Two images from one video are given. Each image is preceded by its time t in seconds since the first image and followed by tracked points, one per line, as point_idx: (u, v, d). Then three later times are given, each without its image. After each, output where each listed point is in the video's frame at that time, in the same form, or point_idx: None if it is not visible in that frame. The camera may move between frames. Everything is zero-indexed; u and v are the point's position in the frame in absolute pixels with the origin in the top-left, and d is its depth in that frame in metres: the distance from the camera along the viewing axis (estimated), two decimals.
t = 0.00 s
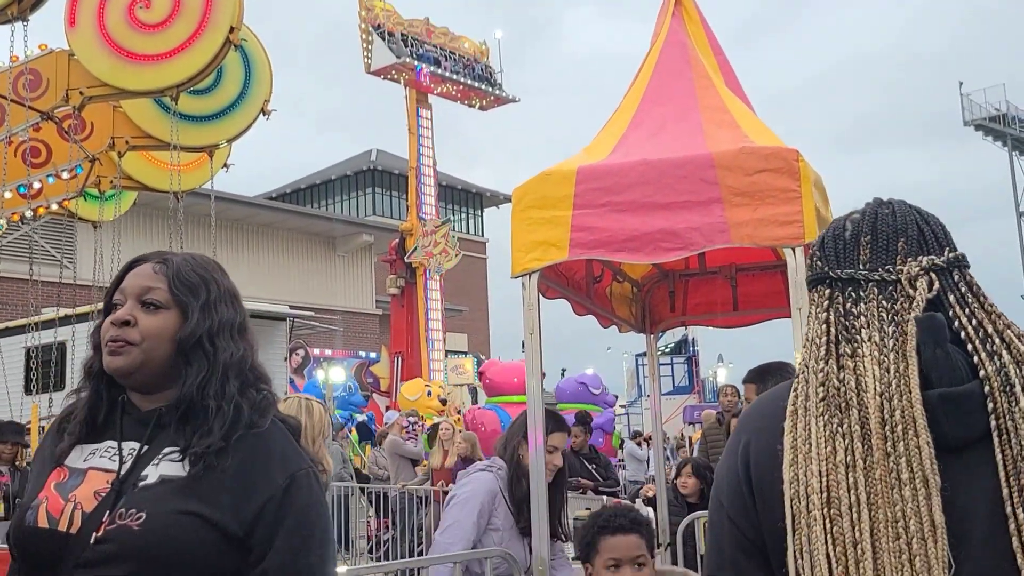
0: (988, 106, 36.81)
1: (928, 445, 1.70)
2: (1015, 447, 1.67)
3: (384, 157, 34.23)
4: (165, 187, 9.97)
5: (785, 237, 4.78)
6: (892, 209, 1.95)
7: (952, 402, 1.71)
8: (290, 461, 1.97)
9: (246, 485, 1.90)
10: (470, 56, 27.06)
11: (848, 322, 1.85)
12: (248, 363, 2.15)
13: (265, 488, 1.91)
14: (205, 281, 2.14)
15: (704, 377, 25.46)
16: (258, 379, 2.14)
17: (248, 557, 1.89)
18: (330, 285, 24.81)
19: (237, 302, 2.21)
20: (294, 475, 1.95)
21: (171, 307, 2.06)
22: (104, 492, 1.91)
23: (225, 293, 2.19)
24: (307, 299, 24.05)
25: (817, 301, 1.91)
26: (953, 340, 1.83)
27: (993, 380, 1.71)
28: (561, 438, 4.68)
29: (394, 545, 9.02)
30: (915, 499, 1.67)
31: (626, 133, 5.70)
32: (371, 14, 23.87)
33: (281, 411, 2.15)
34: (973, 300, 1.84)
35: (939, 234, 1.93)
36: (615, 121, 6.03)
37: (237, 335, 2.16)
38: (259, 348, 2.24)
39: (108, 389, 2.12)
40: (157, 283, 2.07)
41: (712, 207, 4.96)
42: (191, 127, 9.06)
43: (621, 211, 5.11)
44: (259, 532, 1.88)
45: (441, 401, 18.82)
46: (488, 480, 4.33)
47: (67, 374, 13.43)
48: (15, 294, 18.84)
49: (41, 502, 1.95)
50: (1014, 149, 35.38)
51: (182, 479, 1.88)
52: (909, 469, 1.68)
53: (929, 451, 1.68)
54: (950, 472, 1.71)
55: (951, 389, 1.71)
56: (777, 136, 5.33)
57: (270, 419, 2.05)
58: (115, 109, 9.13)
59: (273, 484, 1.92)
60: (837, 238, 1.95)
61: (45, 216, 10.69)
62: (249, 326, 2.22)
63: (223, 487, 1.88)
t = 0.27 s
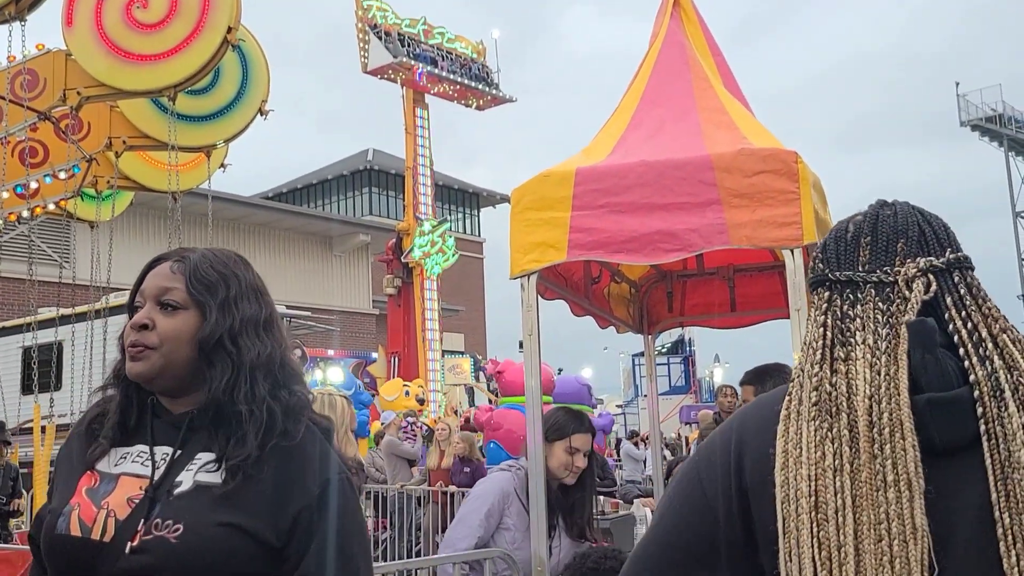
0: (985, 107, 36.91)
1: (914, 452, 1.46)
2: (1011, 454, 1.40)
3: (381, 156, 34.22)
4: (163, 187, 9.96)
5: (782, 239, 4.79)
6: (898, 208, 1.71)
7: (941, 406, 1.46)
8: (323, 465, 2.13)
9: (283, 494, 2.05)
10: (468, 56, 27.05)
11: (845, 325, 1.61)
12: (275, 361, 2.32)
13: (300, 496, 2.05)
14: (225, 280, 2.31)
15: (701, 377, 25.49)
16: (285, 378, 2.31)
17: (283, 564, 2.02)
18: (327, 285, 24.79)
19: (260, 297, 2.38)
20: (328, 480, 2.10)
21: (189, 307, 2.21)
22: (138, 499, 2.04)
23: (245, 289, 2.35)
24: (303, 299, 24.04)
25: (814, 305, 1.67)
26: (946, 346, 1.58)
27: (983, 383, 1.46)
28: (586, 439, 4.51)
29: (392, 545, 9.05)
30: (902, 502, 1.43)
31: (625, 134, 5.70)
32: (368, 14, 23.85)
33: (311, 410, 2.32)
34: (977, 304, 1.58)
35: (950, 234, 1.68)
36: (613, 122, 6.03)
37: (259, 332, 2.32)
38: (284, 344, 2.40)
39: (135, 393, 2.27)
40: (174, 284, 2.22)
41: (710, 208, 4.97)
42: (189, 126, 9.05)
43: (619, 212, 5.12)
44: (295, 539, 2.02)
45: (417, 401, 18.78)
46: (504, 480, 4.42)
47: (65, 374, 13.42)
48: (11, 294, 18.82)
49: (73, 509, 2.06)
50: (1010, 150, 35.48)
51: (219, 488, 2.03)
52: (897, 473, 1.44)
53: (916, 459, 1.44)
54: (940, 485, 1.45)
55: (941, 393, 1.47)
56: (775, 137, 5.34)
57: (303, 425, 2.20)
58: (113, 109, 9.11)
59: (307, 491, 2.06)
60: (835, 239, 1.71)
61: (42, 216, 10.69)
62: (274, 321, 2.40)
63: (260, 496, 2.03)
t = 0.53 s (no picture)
0: (981, 106, 37.05)
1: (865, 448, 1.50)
2: (959, 447, 1.44)
3: (377, 153, 34.19)
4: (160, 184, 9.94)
5: (782, 237, 4.80)
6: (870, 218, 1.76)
7: (890, 403, 1.50)
8: (344, 461, 2.08)
9: (303, 493, 2.00)
10: (464, 53, 27.03)
11: (816, 329, 1.67)
12: (290, 353, 2.25)
13: (320, 497, 2.00)
14: (231, 273, 2.23)
15: (697, 374, 25.53)
16: (300, 371, 2.25)
17: (304, 563, 1.99)
18: (322, 282, 24.77)
19: (269, 289, 2.30)
20: (348, 478, 2.05)
21: (195, 303, 2.15)
22: (155, 495, 2.01)
23: (254, 280, 2.28)
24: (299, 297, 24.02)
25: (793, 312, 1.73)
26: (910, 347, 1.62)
27: (934, 380, 1.51)
28: (608, 439, 4.11)
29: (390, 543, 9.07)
30: (851, 501, 1.46)
31: (625, 132, 5.71)
32: (364, 10, 23.81)
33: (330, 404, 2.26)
34: (943, 303, 1.61)
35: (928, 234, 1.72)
36: (613, 119, 6.04)
37: (270, 325, 2.24)
38: (299, 335, 2.33)
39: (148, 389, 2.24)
40: (179, 280, 2.16)
41: (711, 206, 4.98)
42: (187, 123, 9.04)
43: (620, 210, 5.13)
44: (315, 537, 1.98)
45: (398, 399, 18.86)
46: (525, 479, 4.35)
47: (63, 371, 13.39)
48: (7, 291, 18.78)
49: (90, 505, 2.05)
50: (1006, 149, 35.60)
51: (238, 487, 1.98)
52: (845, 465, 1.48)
53: (867, 455, 1.48)
54: (892, 479, 1.49)
55: (889, 391, 1.51)
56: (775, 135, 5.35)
57: (321, 420, 2.15)
58: (110, 105, 9.09)
59: (327, 491, 2.01)
60: (818, 246, 1.78)
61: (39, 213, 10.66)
62: (286, 313, 2.31)
63: (279, 495, 1.98)
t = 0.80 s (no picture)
0: (978, 109, 37.19)
1: (846, 453, 1.66)
2: (929, 450, 1.59)
3: (374, 154, 34.16)
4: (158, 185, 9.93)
5: (783, 239, 4.80)
6: (880, 226, 1.91)
7: (868, 408, 1.65)
8: (342, 462, 1.97)
9: (300, 494, 1.90)
10: (461, 54, 27.02)
11: (813, 339, 1.84)
12: (284, 350, 2.12)
13: (317, 498, 1.90)
14: (222, 269, 2.09)
15: (694, 376, 25.55)
16: (295, 368, 2.13)
17: (302, 566, 1.89)
18: (319, 283, 24.73)
19: (262, 285, 2.16)
20: (346, 480, 1.95)
21: (187, 302, 2.01)
22: (148, 499, 1.88)
23: (245, 276, 2.14)
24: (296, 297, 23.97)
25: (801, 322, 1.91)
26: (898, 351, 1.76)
27: (912, 385, 1.65)
28: (619, 441, 3.97)
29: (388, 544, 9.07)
30: (829, 504, 1.62)
31: (625, 133, 5.71)
32: (362, 11, 23.80)
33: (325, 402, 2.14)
34: (928, 307, 1.74)
35: (938, 241, 1.84)
36: (613, 121, 6.04)
37: (264, 324, 2.11)
38: (292, 332, 2.19)
39: (136, 390, 2.10)
40: (168, 278, 2.02)
41: (712, 208, 4.98)
42: (186, 124, 9.03)
43: (621, 212, 5.12)
44: (312, 541, 1.88)
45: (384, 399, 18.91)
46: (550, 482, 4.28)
47: (60, 372, 13.35)
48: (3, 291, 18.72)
49: (79, 511, 1.91)
50: (1003, 151, 35.71)
51: (234, 489, 1.86)
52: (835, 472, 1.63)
53: (843, 456, 1.64)
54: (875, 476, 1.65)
55: (868, 397, 1.66)
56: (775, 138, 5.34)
57: (317, 420, 2.03)
58: (108, 106, 9.06)
59: (326, 492, 1.91)
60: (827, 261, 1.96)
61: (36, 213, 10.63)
62: (279, 312, 2.18)
63: (276, 497, 1.87)
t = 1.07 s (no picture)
0: (978, 109, 37.27)
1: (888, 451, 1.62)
2: (975, 457, 1.55)
3: (374, 152, 34.15)
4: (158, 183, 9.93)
5: (783, 240, 4.80)
6: (950, 230, 1.82)
7: (917, 405, 1.62)
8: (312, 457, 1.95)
9: (270, 489, 1.87)
10: (461, 53, 27.03)
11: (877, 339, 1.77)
12: (249, 343, 2.12)
13: (292, 493, 1.87)
14: (185, 262, 2.10)
15: (693, 376, 25.58)
16: (262, 362, 2.12)
17: (274, 565, 1.86)
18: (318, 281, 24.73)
19: (224, 277, 2.17)
20: (317, 474, 1.93)
21: (149, 296, 2.00)
22: (113, 498, 1.86)
23: (208, 269, 2.14)
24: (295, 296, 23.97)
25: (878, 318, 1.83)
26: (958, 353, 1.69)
27: (968, 390, 1.58)
28: (615, 435, 3.96)
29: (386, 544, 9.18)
30: (862, 510, 1.58)
31: (626, 133, 5.71)
32: (362, 10, 23.80)
33: (292, 396, 2.13)
34: (990, 313, 1.68)
35: (1014, 249, 1.74)
36: (614, 121, 6.04)
37: (228, 318, 2.11)
38: (256, 326, 2.20)
39: (98, 391, 2.07)
40: (130, 273, 2.01)
41: (712, 208, 4.98)
42: (186, 122, 9.02)
43: (620, 213, 5.13)
44: (284, 536, 1.85)
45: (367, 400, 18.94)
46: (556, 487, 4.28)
47: (59, 369, 13.35)
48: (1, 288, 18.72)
49: (42, 511, 1.89)
50: (1003, 153, 35.80)
51: (203, 484, 1.84)
52: (879, 482, 1.59)
53: (884, 458, 1.60)
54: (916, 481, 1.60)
55: (921, 394, 1.62)
56: (776, 138, 5.34)
57: (286, 413, 2.02)
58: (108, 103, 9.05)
59: (300, 486, 1.88)
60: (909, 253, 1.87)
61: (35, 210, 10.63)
62: (243, 305, 2.18)
63: (246, 491, 1.85)
